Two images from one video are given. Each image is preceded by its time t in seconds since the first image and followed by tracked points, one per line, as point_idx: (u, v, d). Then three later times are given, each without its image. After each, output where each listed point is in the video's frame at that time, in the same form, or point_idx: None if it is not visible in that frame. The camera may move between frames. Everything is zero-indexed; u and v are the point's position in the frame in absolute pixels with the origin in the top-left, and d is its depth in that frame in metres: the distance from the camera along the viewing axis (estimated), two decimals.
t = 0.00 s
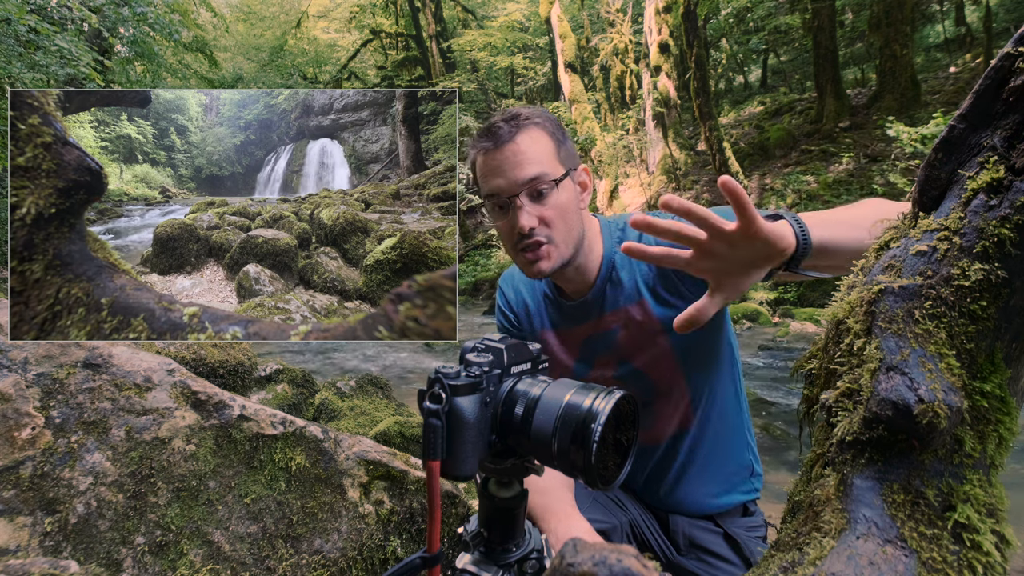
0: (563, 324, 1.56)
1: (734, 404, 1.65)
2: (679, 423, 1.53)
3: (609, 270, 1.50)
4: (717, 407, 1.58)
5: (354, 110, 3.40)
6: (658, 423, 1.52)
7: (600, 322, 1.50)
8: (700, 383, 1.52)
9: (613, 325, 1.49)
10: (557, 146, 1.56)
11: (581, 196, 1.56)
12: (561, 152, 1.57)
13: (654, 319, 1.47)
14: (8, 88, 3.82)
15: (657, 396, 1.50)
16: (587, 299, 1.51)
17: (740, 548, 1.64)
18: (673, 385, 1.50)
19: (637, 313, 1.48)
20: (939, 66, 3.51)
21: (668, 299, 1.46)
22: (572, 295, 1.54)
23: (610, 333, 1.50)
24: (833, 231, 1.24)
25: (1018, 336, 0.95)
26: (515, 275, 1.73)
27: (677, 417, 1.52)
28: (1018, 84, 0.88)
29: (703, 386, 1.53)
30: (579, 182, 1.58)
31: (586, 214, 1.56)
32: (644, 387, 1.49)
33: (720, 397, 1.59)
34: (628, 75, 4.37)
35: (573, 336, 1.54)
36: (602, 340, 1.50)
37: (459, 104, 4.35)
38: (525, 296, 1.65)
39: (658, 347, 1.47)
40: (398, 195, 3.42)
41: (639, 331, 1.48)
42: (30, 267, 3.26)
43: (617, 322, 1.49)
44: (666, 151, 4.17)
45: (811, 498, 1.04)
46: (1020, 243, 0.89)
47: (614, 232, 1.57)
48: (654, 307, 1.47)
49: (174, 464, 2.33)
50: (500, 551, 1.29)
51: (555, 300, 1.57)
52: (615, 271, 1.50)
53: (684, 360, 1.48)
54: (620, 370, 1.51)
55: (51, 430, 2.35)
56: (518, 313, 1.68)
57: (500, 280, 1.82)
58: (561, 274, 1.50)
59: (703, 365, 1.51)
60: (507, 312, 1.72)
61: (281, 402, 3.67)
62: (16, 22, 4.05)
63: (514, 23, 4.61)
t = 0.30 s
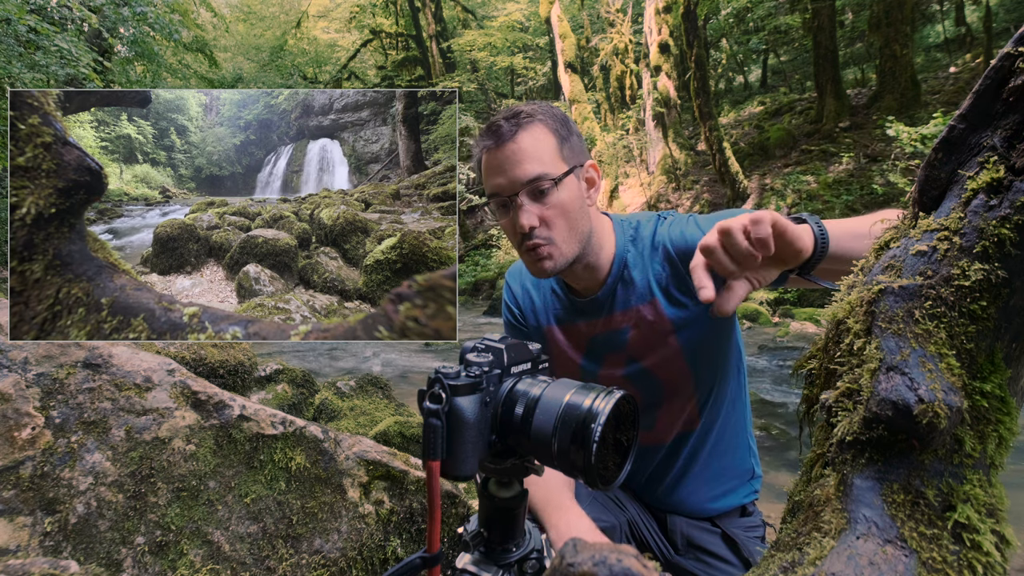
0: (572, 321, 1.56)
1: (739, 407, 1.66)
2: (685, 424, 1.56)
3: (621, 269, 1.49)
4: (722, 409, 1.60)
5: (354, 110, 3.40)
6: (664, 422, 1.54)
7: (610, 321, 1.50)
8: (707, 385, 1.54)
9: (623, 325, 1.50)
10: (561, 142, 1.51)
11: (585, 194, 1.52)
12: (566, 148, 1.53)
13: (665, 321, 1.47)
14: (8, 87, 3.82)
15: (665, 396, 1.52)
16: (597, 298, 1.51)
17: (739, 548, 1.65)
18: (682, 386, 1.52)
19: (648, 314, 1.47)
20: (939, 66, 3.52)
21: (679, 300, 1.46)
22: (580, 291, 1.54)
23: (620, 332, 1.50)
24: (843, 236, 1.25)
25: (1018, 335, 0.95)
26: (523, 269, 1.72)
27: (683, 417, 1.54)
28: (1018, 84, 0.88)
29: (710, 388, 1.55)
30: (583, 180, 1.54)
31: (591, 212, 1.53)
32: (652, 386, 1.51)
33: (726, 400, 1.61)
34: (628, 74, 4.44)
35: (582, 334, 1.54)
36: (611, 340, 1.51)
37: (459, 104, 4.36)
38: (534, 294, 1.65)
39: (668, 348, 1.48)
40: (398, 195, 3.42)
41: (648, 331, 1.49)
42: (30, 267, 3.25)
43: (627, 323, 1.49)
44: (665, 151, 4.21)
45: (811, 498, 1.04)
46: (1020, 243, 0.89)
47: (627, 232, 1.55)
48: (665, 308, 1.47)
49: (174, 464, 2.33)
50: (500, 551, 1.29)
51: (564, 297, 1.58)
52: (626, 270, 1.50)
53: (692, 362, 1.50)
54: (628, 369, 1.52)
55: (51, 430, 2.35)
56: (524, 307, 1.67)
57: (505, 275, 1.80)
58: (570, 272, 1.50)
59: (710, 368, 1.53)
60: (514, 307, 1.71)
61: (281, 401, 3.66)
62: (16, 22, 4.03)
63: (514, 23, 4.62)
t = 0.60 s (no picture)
0: (569, 327, 1.56)
1: (740, 405, 1.67)
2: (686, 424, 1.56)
3: (615, 271, 1.49)
4: (722, 408, 1.61)
5: (354, 110, 3.40)
6: (665, 424, 1.54)
7: (608, 325, 1.50)
8: (706, 383, 1.54)
9: (621, 328, 1.49)
10: (544, 149, 1.52)
11: (573, 199, 1.53)
12: (550, 153, 1.54)
13: (661, 322, 1.47)
14: (7, 88, 3.82)
15: (666, 396, 1.52)
16: (592, 304, 1.51)
17: (742, 547, 1.65)
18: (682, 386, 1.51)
19: (644, 315, 1.48)
20: (939, 65, 3.52)
21: (673, 300, 1.46)
22: (574, 299, 1.55)
23: (618, 335, 1.50)
24: (856, 215, 1.21)
25: (1017, 335, 0.96)
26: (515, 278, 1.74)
27: (684, 417, 1.54)
28: (1018, 84, 0.88)
29: (710, 387, 1.55)
30: (571, 184, 1.55)
31: (579, 216, 1.54)
32: (653, 388, 1.51)
33: (727, 399, 1.61)
34: (628, 74, 4.42)
35: (580, 340, 1.55)
36: (609, 344, 1.51)
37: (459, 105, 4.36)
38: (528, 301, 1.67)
39: (667, 348, 1.48)
40: (398, 195, 3.42)
41: (645, 333, 1.48)
42: (30, 267, 3.26)
43: (624, 325, 1.49)
44: (665, 151, 4.22)
45: (811, 498, 1.04)
46: (1020, 243, 0.89)
47: (619, 234, 1.55)
48: (661, 309, 1.46)
49: (174, 464, 2.33)
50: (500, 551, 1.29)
51: (556, 305, 1.60)
52: (621, 273, 1.50)
53: (691, 361, 1.50)
54: (629, 372, 1.52)
55: (51, 430, 2.35)
56: (520, 315, 1.69)
57: (496, 284, 1.83)
58: (563, 278, 1.52)
59: (710, 367, 1.54)
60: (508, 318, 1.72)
61: (281, 401, 3.66)
62: (16, 22, 4.05)
63: (514, 23, 4.64)
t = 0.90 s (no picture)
0: (555, 335, 1.54)
1: (729, 407, 1.67)
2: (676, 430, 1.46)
3: (597, 278, 1.47)
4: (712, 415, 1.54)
5: (354, 110, 3.39)
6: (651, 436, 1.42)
7: (591, 333, 1.43)
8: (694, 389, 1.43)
9: (604, 335, 1.40)
10: (528, 157, 1.56)
11: (557, 207, 1.57)
12: (534, 162, 1.58)
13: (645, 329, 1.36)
14: (8, 88, 3.82)
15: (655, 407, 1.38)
16: (575, 311, 1.47)
17: (738, 547, 1.75)
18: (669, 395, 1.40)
19: (627, 321, 1.38)
20: (939, 66, 3.53)
21: (655, 304, 1.36)
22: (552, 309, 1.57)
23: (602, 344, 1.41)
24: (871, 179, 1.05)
25: (1017, 335, 0.96)
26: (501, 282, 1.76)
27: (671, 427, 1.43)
28: (1018, 84, 0.88)
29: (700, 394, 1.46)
30: (554, 192, 1.60)
31: (563, 224, 1.57)
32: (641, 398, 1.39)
33: (717, 403, 1.57)
34: (628, 74, 4.36)
35: (566, 349, 1.50)
36: (593, 352, 1.42)
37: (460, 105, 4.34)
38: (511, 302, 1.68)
39: (652, 354, 1.36)
40: (398, 195, 3.42)
41: (630, 340, 1.38)
42: (31, 267, 3.27)
43: (607, 333, 1.40)
44: (665, 151, 4.14)
45: (811, 498, 1.04)
46: (1020, 243, 0.90)
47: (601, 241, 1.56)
48: (643, 315, 1.36)
49: (174, 464, 2.33)
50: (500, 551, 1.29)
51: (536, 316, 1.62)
52: (604, 279, 1.46)
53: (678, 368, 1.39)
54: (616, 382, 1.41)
55: (51, 430, 2.35)
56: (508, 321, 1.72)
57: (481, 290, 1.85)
58: (547, 287, 1.54)
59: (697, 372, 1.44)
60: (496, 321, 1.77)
61: (281, 401, 3.85)
62: (16, 22, 4.12)
63: (514, 23, 4.59)
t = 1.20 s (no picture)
0: (544, 336, 1.62)
1: (722, 400, 1.70)
2: (666, 429, 1.57)
3: (584, 279, 1.53)
4: (702, 407, 1.61)
5: (354, 110, 3.39)
6: (645, 433, 1.56)
7: (578, 334, 1.53)
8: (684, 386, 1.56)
9: (591, 336, 1.52)
10: (524, 161, 1.65)
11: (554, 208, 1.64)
12: (529, 167, 1.66)
13: (628, 325, 1.48)
14: (7, 87, 3.82)
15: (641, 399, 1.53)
16: (563, 311, 1.55)
17: (738, 548, 1.72)
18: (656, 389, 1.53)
19: (612, 320, 1.49)
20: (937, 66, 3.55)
21: (636, 304, 1.48)
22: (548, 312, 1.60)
23: (589, 345, 1.53)
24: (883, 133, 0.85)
25: (1018, 335, 0.95)
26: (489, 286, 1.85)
27: (663, 421, 1.56)
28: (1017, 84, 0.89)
29: (688, 388, 1.57)
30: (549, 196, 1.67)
31: (561, 226, 1.64)
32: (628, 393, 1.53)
33: (706, 395, 1.63)
34: (629, 74, 4.38)
35: (556, 349, 1.60)
36: (582, 353, 1.54)
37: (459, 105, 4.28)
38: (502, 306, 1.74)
39: (637, 352, 1.50)
40: (399, 195, 3.41)
41: (616, 339, 1.51)
42: (30, 267, 3.27)
43: (594, 334, 1.51)
44: (665, 151, 4.11)
45: (811, 498, 1.05)
46: (1020, 243, 0.89)
47: (586, 242, 1.63)
48: (627, 315, 1.48)
49: (174, 464, 2.33)
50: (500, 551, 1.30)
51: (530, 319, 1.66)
52: (590, 281, 1.53)
53: (663, 361, 1.51)
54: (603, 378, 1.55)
55: (51, 430, 2.35)
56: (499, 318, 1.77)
57: (472, 295, 1.90)
58: (554, 287, 1.55)
59: (686, 370, 1.56)
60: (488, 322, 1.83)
61: (281, 401, 3.85)
62: (16, 22, 4.12)
63: (514, 23, 4.54)
